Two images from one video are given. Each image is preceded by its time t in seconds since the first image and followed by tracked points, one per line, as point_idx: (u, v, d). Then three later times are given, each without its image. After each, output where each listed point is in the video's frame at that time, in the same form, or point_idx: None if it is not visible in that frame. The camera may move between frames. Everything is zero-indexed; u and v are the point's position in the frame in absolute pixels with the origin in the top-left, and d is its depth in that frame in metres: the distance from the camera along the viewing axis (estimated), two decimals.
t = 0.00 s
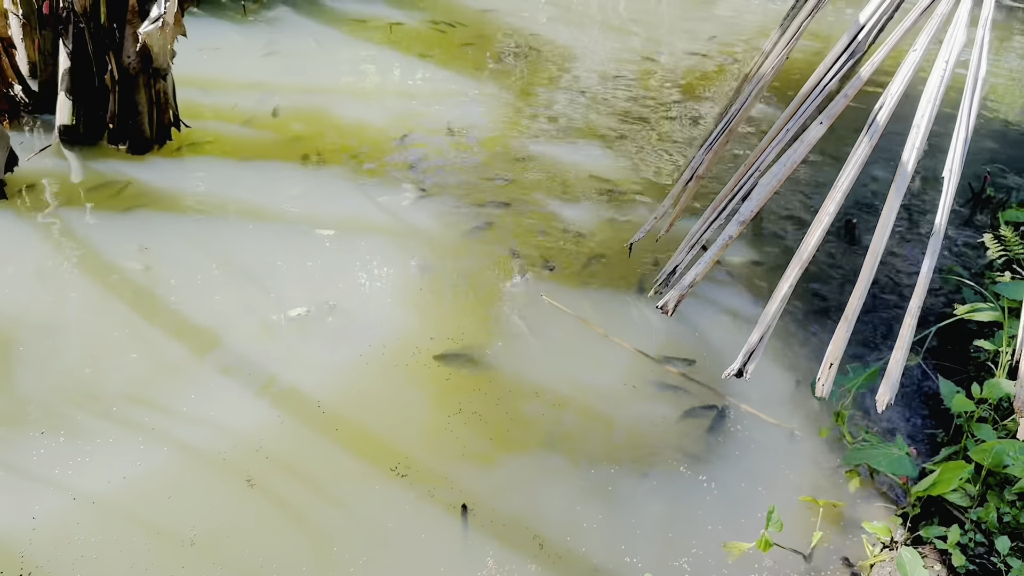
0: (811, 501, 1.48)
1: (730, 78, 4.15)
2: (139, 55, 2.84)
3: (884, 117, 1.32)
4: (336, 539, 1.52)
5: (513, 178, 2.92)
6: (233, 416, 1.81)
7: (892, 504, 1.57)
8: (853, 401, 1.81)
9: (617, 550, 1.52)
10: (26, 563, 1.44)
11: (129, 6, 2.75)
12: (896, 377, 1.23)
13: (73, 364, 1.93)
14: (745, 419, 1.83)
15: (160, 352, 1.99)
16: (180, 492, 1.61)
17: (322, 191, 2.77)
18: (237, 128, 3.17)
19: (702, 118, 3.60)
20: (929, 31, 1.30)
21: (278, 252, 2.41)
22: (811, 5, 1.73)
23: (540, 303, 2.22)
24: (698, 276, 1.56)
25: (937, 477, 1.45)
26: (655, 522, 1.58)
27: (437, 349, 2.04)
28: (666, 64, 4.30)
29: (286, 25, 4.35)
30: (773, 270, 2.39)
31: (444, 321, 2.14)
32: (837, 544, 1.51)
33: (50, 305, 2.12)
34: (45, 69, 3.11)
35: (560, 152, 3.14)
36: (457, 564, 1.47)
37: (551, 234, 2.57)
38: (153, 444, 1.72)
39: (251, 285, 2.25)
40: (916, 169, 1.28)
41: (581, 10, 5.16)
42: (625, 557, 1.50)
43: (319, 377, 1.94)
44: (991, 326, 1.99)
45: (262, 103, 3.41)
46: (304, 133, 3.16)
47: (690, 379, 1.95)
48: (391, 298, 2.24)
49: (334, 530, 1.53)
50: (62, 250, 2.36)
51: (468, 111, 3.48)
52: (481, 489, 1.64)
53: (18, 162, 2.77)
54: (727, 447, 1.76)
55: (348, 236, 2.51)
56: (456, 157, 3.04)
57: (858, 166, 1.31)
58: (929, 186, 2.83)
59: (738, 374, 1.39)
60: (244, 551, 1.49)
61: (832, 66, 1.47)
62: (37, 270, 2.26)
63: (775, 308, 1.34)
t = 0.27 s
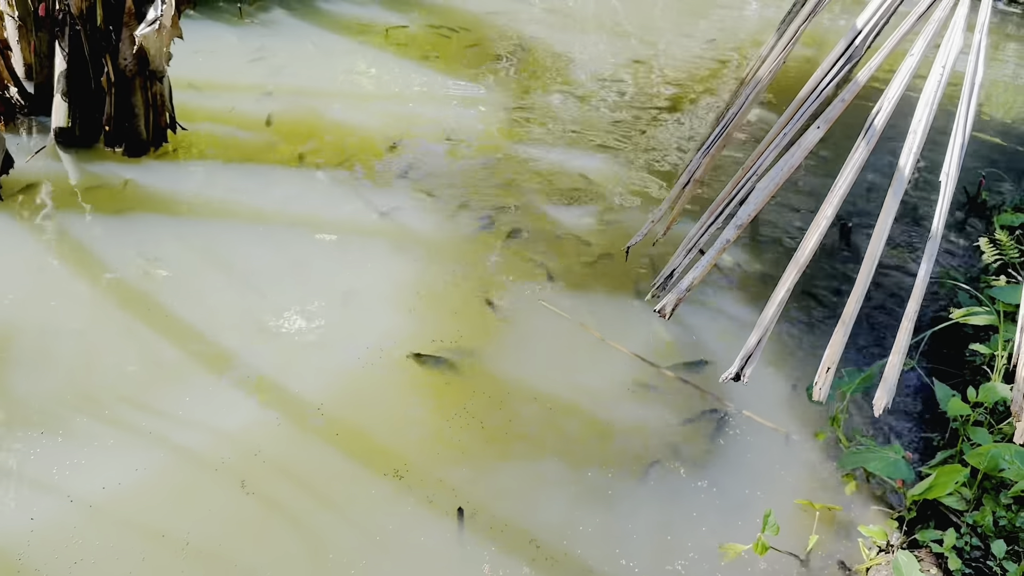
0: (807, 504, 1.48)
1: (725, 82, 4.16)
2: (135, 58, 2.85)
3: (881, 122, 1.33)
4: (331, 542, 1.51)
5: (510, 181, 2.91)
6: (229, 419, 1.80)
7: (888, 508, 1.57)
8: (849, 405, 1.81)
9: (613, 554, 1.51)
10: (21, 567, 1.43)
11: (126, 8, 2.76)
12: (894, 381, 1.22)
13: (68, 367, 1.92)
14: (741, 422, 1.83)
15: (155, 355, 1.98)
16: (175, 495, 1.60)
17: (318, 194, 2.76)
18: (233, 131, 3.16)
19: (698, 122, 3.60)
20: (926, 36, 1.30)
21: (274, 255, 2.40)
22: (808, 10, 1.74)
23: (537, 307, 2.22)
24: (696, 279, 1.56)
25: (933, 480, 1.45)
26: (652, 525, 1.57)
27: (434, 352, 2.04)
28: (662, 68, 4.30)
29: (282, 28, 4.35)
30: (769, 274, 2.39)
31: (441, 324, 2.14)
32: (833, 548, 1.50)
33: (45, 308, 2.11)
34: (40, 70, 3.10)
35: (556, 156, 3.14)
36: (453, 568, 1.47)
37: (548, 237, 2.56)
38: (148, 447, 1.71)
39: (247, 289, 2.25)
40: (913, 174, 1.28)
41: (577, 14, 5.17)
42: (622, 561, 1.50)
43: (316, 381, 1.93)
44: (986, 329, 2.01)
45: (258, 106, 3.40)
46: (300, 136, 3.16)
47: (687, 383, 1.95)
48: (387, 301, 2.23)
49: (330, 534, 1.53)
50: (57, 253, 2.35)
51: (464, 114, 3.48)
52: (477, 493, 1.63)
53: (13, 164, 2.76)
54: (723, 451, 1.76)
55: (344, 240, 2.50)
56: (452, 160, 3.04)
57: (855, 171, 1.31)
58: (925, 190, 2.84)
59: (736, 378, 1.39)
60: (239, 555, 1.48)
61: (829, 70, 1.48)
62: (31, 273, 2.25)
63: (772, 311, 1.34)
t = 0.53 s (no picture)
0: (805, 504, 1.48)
1: (722, 83, 4.16)
2: (132, 59, 2.82)
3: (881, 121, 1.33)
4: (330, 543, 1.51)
5: (507, 182, 2.91)
6: (227, 421, 1.79)
7: (886, 507, 1.57)
8: (847, 404, 1.81)
9: (611, 554, 1.51)
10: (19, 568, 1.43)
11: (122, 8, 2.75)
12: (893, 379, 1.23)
13: (65, 369, 1.91)
14: (739, 422, 1.83)
15: (153, 356, 1.98)
16: (173, 497, 1.60)
17: (316, 195, 2.76)
18: (231, 132, 3.15)
19: (695, 123, 3.61)
20: (924, 35, 1.31)
21: (272, 256, 2.40)
22: (807, 10, 1.74)
23: (535, 307, 2.23)
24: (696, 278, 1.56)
25: (931, 479, 1.46)
26: (650, 525, 1.58)
27: (432, 353, 2.04)
28: (659, 69, 4.31)
29: (279, 29, 4.34)
30: (766, 274, 2.40)
31: (439, 325, 2.14)
32: (831, 547, 1.51)
33: (42, 310, 2.10)
34: (36, 72, 3.09)
35: (553, 157, 3.14)
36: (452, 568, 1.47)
37: (545, 238, 2.57)
38: (146, 448, 1.70)
39: (245, 290, 2.24)
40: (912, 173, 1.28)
41: (574, 15, 5.17)
42: (621, 560, 1.50)
43: (314, 381, 1.93)
44: (983, 329, 2.02)
45: (256, 108, 3.39)
46: (297, 137, 3.15)
47: (685, 383, 1.95)
48: (385, 302, 2.23)
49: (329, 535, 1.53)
50: (53, 255, 2.34)
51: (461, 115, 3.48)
52: (476, 493, 1.63)
53: (9, 166, 2.75)
54: (720, 451, 1.76)
55: (342, 240, 2.50)
56: (449, 161, 3.04)
57: (855, 169, 1.32)
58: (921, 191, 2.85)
59: (736, 377, 1.40)
60: (237, 556, 1.48)
61: (827, 70, 1.48)
62: (28, 274, 2.24)
63: (773, 310, 1.34)
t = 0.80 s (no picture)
0: (804, 507, 1.49)
1: (718, 86, 4.17)
2: (128, 64, 2.82)
3: (877, 124, 1.34)
4: (328, 548, 1.51)
5: (505, 186, 2.92)
6: (225, 425, 1.79)
7: (884, 509, 1.58)
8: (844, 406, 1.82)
9: (611, 557, 1.51)
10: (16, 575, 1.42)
11: (118, 14, 2.74)
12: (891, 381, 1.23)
13: (62, 375, 1.91)
14: (737, 424, 1.84)
15: (151, 362, 1.97)
16: (171, 502, 1.59)
17: (313, 199, 2.76)
18: (228, 137, 3.16)
19: (691, 126, 3.62)
20: (919, 38, 1.32)
21: (269, 261, 2.40)
22: (802, 13, 1.75)
23: (532, 310, 2.23)
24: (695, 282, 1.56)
25: (928, 480, 1.45)
26: (648, 527, 1.58)
27: (430, 357, 2.04)
28: (655, 72, 4.32)
29: (276, 33, 4.34)
30: (763, 276, 2.40)
31: (437, 329, 2.14)
32: (829, 549, 1.51)
33: (39, 316, 2.10)
34: (32, 77, 3.09)
35: (550, 160, 3.15)
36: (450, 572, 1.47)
37: (542, 241, 2.57)
38: (144, 454, 1.70)
39: (242, 294, 2.24)
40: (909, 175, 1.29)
41: (569, 18, 5.18)
42: (620, 563, 1.50)
43: (312, 386, 1.93)
44: (979, 330, 2.02)
45: (253, 112, 3.40)
46: (294, 142, 3.15)
47: (682, 386, 1.96)
48: (382, 306, 2.23)
49: (327, 539, 1.52)
50: (50, 261, 2.33)
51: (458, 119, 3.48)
52: (474, 497, 1.63)
53: (6, 172, 2.74)
54: (717, 453, 1.76)
55: (339, 245, 2.50)
56: (446, 165, 3.04)
57: (851, 172, 1.33)
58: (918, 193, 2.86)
59: (734, 379, 1.40)
60: (236, 561, 1.47)
61: (823, 73, 1.49)
62: (25, 281, 2.23)
63: (771, 313, 1.35)
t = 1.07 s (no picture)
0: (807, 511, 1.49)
1: (716, 91, 4.18)
2: (127, 74, 2.86)
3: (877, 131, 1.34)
4: (333, 557, 1.51)
5: (504, 192, 2.92)
6: (227, 434, 1.79)
7: (887, 511, 1.58)
8: (846, 410, 1.82)
9: (615, 563, 1.51)
10: None
11: (117, 24, 2.77)
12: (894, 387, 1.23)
13: (64, 385, 1.91)
14: (738, 429, 1.84)
15: (152, 372, 1.97)
16: (175, 512, 1.59)
17: (313, 207, 2.76)
18: (228, 146, 3.16)
19: (689, 130, 3.63)
20: (918, 46, 1.32)
21: (269, 269, 2.40)
22: (800, 20, 1.76)
23: (532, 316, 2.23)
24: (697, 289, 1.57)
25: (931, 483, 1.46)
26: (651, 533, 1.58)
27: (431, 364, 2.04)
28: (653, 76, 4.33)
29: (274, 42, 4.35)
30: (763, 280, 2.41)
31: (437, 336, 2.14)
32: (833, 552, 1.51)
33: (40, 328, 2.10)
34: (31, 87, 3.09)
35: (549, 166, 3.16)
36: None
37: (542, 247, 2.57)
38: (146, 464, 1.70)
39: (243, 303, 2.24)
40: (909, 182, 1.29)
41: (566, 24, 5.19)
42: (624, 568, 1.50)
43: (313, 394, 1.93)
44: (979, 332, 2.03)
45: (252, 121, 3.40)
46: (293, 150, 3.16)
47: (683, 391, 1.96)
48: (383, 313, 2.23)
49: (331, 548, 1.52)
50: (51, 271, 2.33)
51: (457, 126, 3.49)
52: (477, 504, 1.63)
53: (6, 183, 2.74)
54: (719, 458, 1.76)
55: (340, 253, 2.50)
56: (446, 172, 3.05)
57: (852, 180, 1.33)
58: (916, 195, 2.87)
59: (737, 387, 1.41)
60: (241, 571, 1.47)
61: (822, 81, 1.50)
62: (26, 292, 2.23)
63: (774, 320, 1.35)
